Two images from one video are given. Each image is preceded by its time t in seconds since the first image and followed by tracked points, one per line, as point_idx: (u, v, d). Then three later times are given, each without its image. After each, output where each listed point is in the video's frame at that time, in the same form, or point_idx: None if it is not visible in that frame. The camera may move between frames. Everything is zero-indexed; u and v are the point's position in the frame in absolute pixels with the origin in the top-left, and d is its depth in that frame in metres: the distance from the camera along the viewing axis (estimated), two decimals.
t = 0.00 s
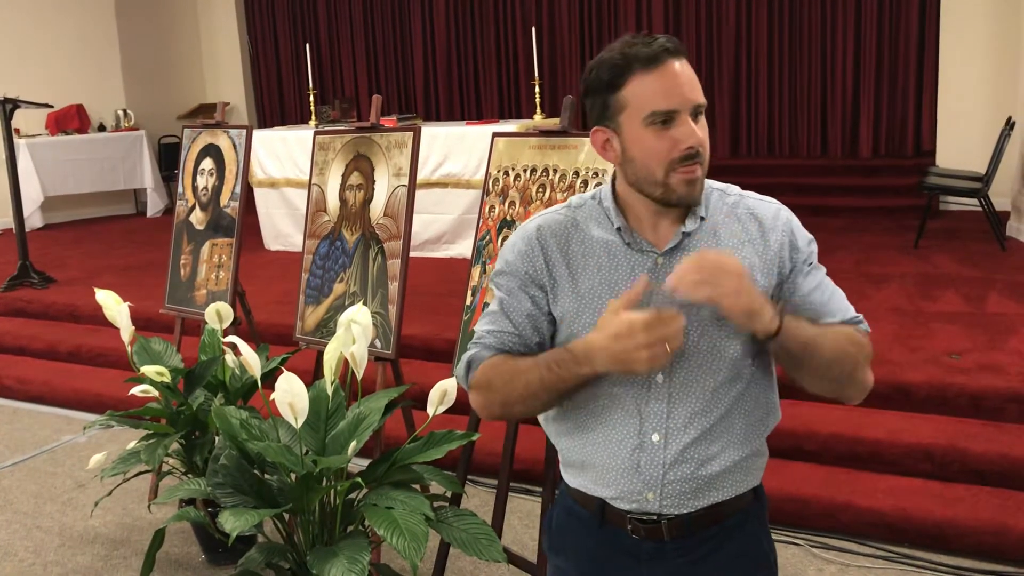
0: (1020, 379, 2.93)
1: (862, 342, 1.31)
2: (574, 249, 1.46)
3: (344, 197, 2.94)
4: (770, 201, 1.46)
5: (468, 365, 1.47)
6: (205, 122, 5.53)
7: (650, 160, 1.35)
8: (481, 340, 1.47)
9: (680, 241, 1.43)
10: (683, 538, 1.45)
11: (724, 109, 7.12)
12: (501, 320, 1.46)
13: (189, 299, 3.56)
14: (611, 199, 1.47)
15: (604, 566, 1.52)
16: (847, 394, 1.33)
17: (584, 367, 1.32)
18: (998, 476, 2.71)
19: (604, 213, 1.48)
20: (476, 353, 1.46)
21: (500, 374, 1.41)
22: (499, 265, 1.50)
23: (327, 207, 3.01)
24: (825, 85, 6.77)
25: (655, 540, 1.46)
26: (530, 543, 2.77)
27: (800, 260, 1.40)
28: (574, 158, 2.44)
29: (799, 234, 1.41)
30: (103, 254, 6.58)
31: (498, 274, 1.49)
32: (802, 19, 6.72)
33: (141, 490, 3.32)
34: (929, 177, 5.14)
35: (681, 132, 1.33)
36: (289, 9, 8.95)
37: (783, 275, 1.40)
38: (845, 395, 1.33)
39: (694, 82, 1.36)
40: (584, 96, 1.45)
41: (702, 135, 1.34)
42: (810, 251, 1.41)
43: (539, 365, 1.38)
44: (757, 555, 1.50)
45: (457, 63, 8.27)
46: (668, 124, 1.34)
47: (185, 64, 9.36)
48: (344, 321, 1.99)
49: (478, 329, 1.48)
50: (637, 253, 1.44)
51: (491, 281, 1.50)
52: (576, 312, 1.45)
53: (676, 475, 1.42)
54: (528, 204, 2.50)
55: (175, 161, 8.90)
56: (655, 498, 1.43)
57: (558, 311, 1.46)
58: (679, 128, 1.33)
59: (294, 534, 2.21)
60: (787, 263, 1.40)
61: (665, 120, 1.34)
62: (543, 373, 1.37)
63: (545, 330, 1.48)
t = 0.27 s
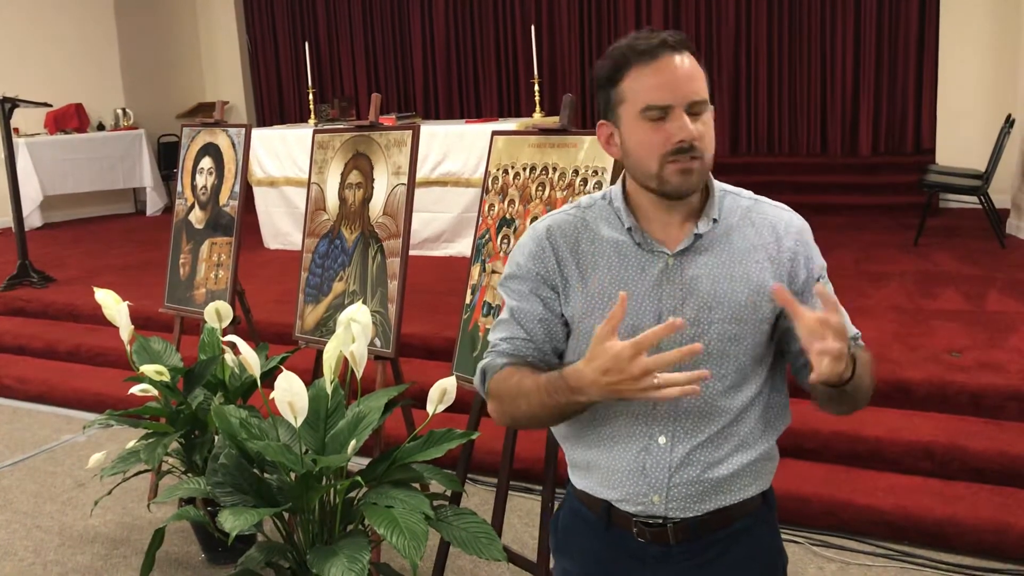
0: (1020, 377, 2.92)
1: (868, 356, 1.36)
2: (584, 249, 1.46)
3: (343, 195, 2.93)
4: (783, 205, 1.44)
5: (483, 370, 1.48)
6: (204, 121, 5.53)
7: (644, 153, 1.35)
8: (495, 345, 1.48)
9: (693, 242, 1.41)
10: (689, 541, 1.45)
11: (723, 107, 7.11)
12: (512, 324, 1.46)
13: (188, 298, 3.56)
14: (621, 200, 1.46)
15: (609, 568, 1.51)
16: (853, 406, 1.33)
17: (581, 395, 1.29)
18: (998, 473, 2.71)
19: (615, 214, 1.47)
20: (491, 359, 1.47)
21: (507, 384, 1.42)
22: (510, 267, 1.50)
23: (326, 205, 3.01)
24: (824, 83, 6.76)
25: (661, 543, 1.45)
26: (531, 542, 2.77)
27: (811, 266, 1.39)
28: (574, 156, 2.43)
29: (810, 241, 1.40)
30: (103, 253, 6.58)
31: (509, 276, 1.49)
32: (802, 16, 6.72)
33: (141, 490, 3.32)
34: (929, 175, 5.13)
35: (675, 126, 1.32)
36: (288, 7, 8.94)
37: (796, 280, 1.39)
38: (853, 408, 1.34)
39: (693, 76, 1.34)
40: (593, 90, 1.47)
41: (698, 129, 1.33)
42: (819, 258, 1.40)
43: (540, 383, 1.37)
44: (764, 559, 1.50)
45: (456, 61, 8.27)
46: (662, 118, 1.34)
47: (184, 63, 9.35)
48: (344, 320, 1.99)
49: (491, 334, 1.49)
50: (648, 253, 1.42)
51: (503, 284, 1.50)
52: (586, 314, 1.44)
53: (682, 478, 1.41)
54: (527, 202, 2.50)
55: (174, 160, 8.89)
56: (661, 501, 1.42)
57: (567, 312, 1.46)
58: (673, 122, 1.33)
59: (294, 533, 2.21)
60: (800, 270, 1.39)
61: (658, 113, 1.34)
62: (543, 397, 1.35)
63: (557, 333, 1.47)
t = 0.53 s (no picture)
0: (1020, 375, 2.92)
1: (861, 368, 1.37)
2: (585, 250, 1.44)
3: (343, 195, 2.93)
4: (786, 208, 1.44)
5: (482, 370, 1.48)
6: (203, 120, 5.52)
7: (637, 158, 1.35)
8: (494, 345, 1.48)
9: (695, 246, 1.40)
10: (686, 541, 1.45)
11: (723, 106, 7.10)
12: (511, 326, 1.46)
13: (188, 297, 3.55)
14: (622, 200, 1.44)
15: (607, 568, 1.51)
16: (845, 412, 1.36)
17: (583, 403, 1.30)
18: (998, 472, 2.70)
19: (616, 213, 1.45)
20: (491, 359, 1.47)
21: (507, 385, 1.42)
22: (510, 266, 1.48)
23: (326, 205, 3.00)
24: (824, 81, 6.76)
25: (659, 542, 1.45)
26: (531, 541, 2.77)
27: (811, 274, 1.40)
28: (573, 155, 2.43)
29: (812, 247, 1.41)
30: (102, 253, 6.57)
31: (508, 275, 1.48)
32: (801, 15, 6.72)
33: (141, 490, 3.32)
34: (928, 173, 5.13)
35: (669, 134, 1.32)
36: (287, 7, 8.93)
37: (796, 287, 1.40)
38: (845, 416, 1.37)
39: (696, 84, 1.33)
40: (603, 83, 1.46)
41: (692, 141, 1.32)
42: (820, 267, 1.41)
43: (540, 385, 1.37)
44: (762, 559, 1.50)
45: (455, 60, 8.26)
46: (657, 124, 1.33)
47: (184, 62, 9.34)
48: (344, 319, 1.98)
49: (490, 333, 1.48)
50: (648, 256, 1.41)
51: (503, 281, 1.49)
52: (586, 317, 1.43)
53: (680, 478, 1.41)
54: (527, 201, 2.50)
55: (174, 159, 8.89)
56: (659, 501, 1.42)
57: (567, 314, 1.45)
58: (667, 130, 1.32)
59: (294, 533, 2.21)
60: (801, 278, 1.40)
61: (654, 119, 1.33)
62: (543, 400, 1.35)
63: (556, 335, 1.47)
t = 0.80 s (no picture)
0: (1020, 373, 2.92)
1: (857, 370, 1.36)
2: (583, 249, 1.44)
3: (341, 194, 2.93)
4: (787, 208, 1.43)
5: (480, 368, 1.49)
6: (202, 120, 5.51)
7: (639, 161, 1.35)
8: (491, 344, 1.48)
9: (693, 247, 1.40)
10: (681, 541, 1.45)
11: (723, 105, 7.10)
12: (508, 325, 1.46)
13: (187, 297, 3.55)
14: (621, 200, 1.44)
15: (602, 568, 1.51)
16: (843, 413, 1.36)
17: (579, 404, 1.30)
18: (998, 470, 2.70)
19: (615, 212, 1.45)
20: (489, 358, 1.47)
21: (504, 384, 1.42)
22: (509, 264, 1.49)
23: (325, 204, 3.00)
24: (823, 80, 6.76)
25: (653, 542, 1.45)
26: (531, 541, 2.77)
27: (810, 275, 1.39)
28: (573, 154, 2.43)
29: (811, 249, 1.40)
30: (101, 253, 6.57)
31: (507, 274, 1.48)
32: (800, 13, 6.71)
33: (140, 490, 3.31)
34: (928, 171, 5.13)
35: (670, 136, 1.31)
36: (285, 6, 8.92)
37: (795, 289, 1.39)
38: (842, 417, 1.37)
39: (698, 87, 1.32)
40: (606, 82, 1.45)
41: (693, 143, 1.31)
42: (820, 268, 1.41)
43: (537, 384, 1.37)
44: (757, 560, 1.49)
45: (455, 59, 8.25)
46: (657, 126, 1.33)
47: (183, 62, 9.33)
48: (343, 319, 1.98)
49: (489, 332, 1.49)
50: (646, 256, 1.41)
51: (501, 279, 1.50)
52: (583, 318, 1.43)
53: (674, 479, 1.41)
54: (526, 201, 2.49)
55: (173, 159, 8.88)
56: (654, 501, 1.42)
57: (564, 314, 1.45)
58: (667, 133, 1.32)
59: (294, 533, 2.21)
60: (799, 280, 1.39)
61: (655, 121, 1.33)
62: (540, 399, 1.36)
63: (554, 334, 1.47)
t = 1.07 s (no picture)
0: (1020, 372, 2.92)
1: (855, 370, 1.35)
2: (580, 247, 1.44)
3: (340, 194, 2.92)
4: (784, 207, 1.43)
5: (476, 367, 1.48)
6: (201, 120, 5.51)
7: (637, 157, 1.35)
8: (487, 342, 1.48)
9: (690, 245, 1.40)
10: (677, 540, 1.45)
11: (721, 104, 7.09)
12: (505, 323, 1.46)
13: (185, 297, 3.55)
14: (619, 198, 1.44)
15: (598, 567, 1.51)
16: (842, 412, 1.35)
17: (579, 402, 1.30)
18: (998, 469, 2.70)
19: (612, 211, 1.45)
20: (485, 356, 1.47)
21: (501, 382, 1.42)
22: (505, 262, 1.48)
23: (323, 204, 3.00)
24: (821, 78, 6.76)
25: (648, 542, 1.45)
26: (530, 540, 2.77)
27: (808, 273, 1.39)
28: (571, 153, 2.43)
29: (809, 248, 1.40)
30: (100, 253, 6.56)
31: (503, 272, 1.48)
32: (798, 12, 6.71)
33: (140, 490, 3.31)
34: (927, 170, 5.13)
35: (668, 132, 1.31)
36: (283, 5, 8.92)
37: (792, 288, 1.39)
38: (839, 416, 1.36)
39: (696, 82, 1.32)
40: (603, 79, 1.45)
41: (690, 138, 1.31)
42: (818, 266, 1.40)
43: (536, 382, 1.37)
44: (753, 560, 1.49)
45: (453, 58, 8.25)
46: (656, 122, 1.33)
47: (181, 61, 9.32)
48: (341, 319, 1.98)
49: (485, 330, 1.49)
50: (643, 254, 1.41)
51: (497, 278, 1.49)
52: (580, 317, 1.43)
53: (671, 478, 1.41)
54: (524, 200, 2.49)
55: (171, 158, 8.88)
56: (650, 501, 1.42)
57: (561, 311, 1.45)
58: (665, 129, 1.32)
59: (293, 533, 2.21)
60: (796, 279, 1.39)
61: (653, 116, 1.33)
62: (539, 397, 1.35)
63: (551, 333, 1.47)
